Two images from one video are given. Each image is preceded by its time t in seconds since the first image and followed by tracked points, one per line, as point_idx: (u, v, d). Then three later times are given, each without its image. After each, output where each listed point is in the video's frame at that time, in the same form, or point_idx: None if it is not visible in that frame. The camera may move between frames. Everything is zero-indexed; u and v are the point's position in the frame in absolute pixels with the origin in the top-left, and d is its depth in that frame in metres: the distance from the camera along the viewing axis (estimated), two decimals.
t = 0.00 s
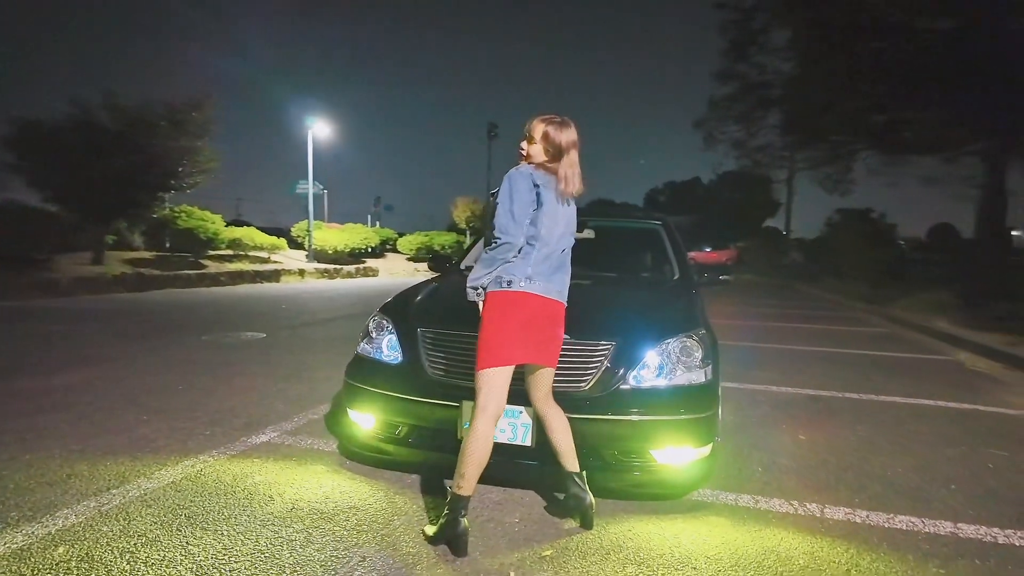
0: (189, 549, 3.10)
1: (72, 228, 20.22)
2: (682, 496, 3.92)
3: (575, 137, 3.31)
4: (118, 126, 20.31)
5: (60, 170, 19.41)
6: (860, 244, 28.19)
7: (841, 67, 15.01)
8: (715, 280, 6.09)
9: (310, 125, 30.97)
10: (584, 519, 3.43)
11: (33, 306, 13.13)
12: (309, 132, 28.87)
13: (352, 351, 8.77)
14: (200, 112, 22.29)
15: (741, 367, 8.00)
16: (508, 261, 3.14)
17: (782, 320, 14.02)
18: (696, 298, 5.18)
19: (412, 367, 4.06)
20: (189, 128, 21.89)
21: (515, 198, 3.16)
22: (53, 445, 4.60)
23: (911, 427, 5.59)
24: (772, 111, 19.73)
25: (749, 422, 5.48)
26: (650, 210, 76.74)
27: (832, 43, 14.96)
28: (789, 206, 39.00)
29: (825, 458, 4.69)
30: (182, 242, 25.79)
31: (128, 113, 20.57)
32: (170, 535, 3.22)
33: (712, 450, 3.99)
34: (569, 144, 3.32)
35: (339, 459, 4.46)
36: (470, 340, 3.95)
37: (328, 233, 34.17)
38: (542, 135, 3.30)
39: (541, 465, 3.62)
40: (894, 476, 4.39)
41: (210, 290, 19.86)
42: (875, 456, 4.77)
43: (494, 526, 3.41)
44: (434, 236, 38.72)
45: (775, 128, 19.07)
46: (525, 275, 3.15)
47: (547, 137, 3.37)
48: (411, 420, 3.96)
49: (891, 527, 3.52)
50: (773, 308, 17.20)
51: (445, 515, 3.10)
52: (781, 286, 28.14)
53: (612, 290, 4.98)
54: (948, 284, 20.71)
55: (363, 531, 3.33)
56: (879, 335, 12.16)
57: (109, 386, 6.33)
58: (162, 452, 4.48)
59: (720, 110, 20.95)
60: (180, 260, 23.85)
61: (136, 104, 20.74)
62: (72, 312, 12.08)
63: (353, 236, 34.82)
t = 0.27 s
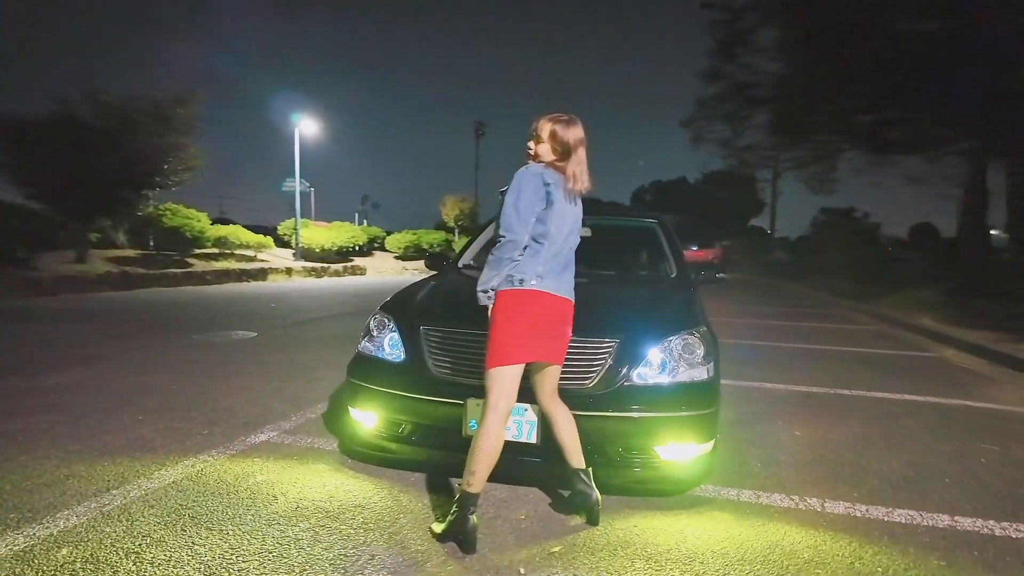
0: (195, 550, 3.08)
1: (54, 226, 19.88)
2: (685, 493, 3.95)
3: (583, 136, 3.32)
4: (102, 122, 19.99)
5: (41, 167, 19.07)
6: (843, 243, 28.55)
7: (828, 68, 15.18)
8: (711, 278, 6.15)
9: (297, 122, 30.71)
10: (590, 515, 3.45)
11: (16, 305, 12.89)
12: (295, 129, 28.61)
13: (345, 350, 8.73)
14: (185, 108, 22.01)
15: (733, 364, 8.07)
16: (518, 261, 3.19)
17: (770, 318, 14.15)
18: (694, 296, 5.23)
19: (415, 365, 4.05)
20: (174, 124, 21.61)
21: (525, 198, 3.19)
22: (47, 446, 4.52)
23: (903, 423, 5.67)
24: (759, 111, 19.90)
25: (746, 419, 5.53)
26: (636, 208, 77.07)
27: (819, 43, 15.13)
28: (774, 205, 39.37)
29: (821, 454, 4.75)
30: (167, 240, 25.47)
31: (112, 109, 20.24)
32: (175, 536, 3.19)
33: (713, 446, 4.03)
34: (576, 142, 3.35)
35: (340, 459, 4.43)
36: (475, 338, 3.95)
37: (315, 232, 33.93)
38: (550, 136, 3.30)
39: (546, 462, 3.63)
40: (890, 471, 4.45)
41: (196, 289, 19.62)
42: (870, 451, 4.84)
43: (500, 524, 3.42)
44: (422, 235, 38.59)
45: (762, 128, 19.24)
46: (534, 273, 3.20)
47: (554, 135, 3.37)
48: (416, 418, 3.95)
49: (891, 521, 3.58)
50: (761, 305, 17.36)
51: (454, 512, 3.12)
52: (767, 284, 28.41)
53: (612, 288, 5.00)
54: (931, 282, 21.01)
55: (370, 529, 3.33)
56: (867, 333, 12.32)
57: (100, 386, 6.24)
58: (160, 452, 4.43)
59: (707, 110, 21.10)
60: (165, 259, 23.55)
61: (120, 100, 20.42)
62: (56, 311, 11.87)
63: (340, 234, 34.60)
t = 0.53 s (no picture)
0: (203, 550, 3.06)
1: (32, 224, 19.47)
2: (686, 488, 4.01)
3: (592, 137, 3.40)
4: (81, 118, 19.61)
5: (19, 164, 18.66)
6: (824, 241, 28.99)
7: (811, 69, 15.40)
8: (704, 276, 6.22)
9: (280, 119, 30.39)
10: (597, 511, 3.48)
11: None
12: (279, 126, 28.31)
13: (336, 349, 8.68)
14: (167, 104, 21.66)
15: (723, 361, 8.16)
16: (528, 260, 3.27)
17: (756, 315, 14.33)
18: (690, 294, 5.29)
19: (419, 363, 4.05)
20: (156, 121, 21.26)
21: (535, 198, 3.24)
22: (41, 447, 4.45)
23: (893, 418, 5.79)
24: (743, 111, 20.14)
25: (740, 415, 5.62)
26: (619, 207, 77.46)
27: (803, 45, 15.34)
28: (755, 204, 39.85)
29: (816, 449, 4.84)
30: (147, 238, 25.05)
31: (91, 105, 19.87)
32: (181, 536, 3.17)
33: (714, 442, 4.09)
34: (585, 143, 3.43)
35: (342, 458, 4.42)
36: (479, 336, 3.96)
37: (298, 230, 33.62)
38: (559, 134, 3.39)
39: (552, 459, 3.66)
40: (883, 464, 4.56)
41: (178, 288, 19.35)
42: (863, 446, 4.94)
43: (508, 520, 3.44)
44: (406, 233, 38.43)
45: (746, 128, 19.47)
46: (543, 271, 3.28)
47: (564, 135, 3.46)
48: (419, 416, 3.95)
49: (888, 513, 3.67)
50: (747, 304, 17.56)
51: (464, 509, 3.14)
52: (750, 283, 28.74)
53: (610, 286, 5.05)
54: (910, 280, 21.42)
55: (378, 527, 3.33)
56: (851, 330, 12.52)
57: (89, 386, 6.14)
58: (158, 453, 4.39)
59: (692, 110, 21.30)
60: (146, 257, 23.17)
61: (100, 96, 20.04)
62: (37, 310, 11.64)
63: (324, 233, 34.31)
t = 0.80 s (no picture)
0: (206, 551, 3.05)
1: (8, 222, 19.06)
2: (684, 484, 4.07)
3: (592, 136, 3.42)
4: (59, 114, 19.22)
5: None
6: (805, 240, 29.40)
7: (794, 70, 15.62)
8: (696, 275, 6.29)
9: (263, 116, 30.06)
10: (598, 508, 3.52)
11: None
12: (262, 124, 28.00)
13: (326, 348, 8.64)
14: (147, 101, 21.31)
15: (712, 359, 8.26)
16: (530, 260, 3.29)
17: (740, 313, 14.50)
18: (682, 291, 5.35)
19: (417, 362, 4.06)
20: (137, 118, 20.92)
21: (537, 198, 3.27)
22: (32, 450, 4.39)
23: (879, 414, 5.92)
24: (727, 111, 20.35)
25: (731, 412, 5.70)
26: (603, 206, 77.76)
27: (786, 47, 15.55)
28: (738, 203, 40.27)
29: (806, 444, 4.94)
30: (127, 237, 24.64)
31: (69, 101, 19.48)
32: (183, 537, 3.16)
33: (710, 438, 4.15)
34: (585, 143, 3.46)
35: (340, 458, 4.42)
36: (478, 335, 3.98)
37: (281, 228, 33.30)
38: (558, 133, 3.44)
39: (551, 456, 3.70)
40: (871, 458, 4.67)
41: (160, 287, 19.07)
42: (851, 441, 5.05)
43: (510, 518, 3.47)
44: (391, 232, 38.23)
45: (730, 128, 19.68)
46: (546, 270, 3.30)
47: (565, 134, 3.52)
48: (419, 415, 3.96)
49: (880, 506, 3.76)
50: (732, 302, 17.76)
51: (467, 507, 3.17)
52: (733, 281, 29.06)
53: (604, 285, 5.09)
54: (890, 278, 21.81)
55: (380, 526, 3.34)
56: (834, 328, 12.74)
57: (76, 388, 6.05)
58: (152, 454, 4.35)
59: (676, 110, 21.47)
60: (126, 257, 22.81)
61: (78, 92, 19.66)
62: (16, 310, 11.41)
63: (308, 231, 34.02)
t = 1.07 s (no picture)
0: (210, 548, 3.04)
1: None
2: (680, 477, 4.14)
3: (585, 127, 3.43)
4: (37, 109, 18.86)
5: None
6: (787, 238, 29.82)
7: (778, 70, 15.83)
8: (686, 272, 6.38)
9: (246, 113, 29.75)
10: (597, 501, 3.57)
11: None
12: (245, 120, 27.72)
13: (316, 346, 8.61)
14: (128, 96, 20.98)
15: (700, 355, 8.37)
16: (532, 256, 3.35)
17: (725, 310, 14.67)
18: (674, 288, 5.43)
19: (416, 359, 4.08)
20: (117, 114, 20.60)
21: (539, 196, 3.33)
22: (24, 449, 4.34)
23: (864, 407, 6.06)
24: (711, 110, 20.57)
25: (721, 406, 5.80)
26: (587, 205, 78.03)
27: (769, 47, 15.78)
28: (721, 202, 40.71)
29: (796, 437, 5.05)
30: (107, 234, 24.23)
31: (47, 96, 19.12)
32: (186, 535, 3.15)
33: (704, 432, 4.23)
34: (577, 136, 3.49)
35: (338, 455, 4.43)
36: (477, 332, 4.02)
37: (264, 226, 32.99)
38: (549, 130, 3.54)
39: (551, 451, 3.74)
40: (859, 450, 4.79)
41: (142, 286, 18.81)
42: (839, 434, 5.17)
43: (511, 511, 3.51)
44: (376, 230, 38.03)
45: (714, 127, 19.89)
46: (547, 267, 3.36)
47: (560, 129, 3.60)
48: (418, 411, 3.99)
49: (872, 496, 3.86)
50: (716, 299, 17.95)
51: (471, 500, 3.20)
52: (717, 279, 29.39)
53: (599, 281, 5.15)
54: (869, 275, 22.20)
55: (383, 522, 3.36)
56: (817, 324, 12.95)
57: (65, 387, 5.97)
58: (148, 453, 4.32)
59: (661, 108, 21.65)
60: (106, 255, 22.44)
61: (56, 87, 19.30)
62: None
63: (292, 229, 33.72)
